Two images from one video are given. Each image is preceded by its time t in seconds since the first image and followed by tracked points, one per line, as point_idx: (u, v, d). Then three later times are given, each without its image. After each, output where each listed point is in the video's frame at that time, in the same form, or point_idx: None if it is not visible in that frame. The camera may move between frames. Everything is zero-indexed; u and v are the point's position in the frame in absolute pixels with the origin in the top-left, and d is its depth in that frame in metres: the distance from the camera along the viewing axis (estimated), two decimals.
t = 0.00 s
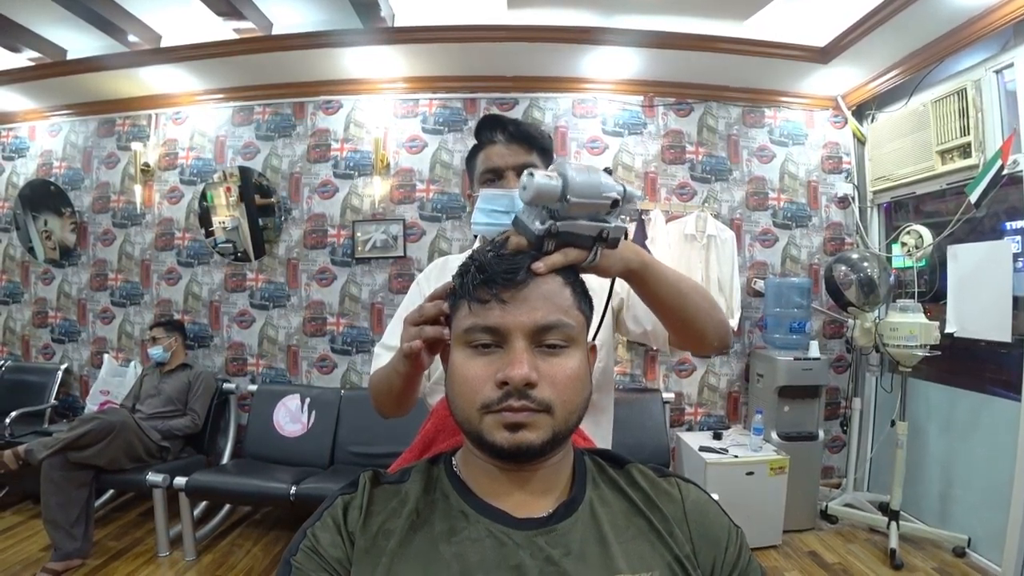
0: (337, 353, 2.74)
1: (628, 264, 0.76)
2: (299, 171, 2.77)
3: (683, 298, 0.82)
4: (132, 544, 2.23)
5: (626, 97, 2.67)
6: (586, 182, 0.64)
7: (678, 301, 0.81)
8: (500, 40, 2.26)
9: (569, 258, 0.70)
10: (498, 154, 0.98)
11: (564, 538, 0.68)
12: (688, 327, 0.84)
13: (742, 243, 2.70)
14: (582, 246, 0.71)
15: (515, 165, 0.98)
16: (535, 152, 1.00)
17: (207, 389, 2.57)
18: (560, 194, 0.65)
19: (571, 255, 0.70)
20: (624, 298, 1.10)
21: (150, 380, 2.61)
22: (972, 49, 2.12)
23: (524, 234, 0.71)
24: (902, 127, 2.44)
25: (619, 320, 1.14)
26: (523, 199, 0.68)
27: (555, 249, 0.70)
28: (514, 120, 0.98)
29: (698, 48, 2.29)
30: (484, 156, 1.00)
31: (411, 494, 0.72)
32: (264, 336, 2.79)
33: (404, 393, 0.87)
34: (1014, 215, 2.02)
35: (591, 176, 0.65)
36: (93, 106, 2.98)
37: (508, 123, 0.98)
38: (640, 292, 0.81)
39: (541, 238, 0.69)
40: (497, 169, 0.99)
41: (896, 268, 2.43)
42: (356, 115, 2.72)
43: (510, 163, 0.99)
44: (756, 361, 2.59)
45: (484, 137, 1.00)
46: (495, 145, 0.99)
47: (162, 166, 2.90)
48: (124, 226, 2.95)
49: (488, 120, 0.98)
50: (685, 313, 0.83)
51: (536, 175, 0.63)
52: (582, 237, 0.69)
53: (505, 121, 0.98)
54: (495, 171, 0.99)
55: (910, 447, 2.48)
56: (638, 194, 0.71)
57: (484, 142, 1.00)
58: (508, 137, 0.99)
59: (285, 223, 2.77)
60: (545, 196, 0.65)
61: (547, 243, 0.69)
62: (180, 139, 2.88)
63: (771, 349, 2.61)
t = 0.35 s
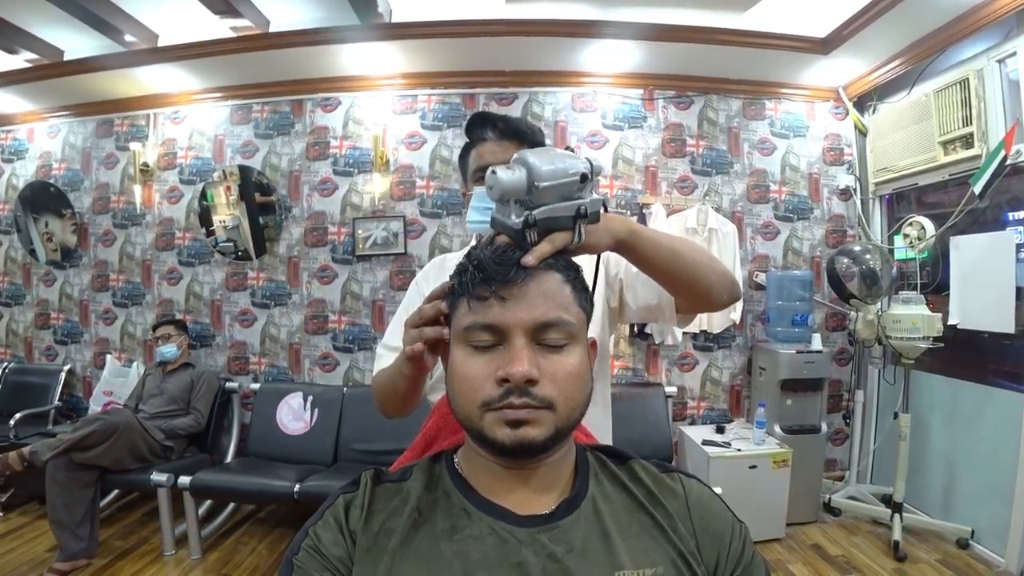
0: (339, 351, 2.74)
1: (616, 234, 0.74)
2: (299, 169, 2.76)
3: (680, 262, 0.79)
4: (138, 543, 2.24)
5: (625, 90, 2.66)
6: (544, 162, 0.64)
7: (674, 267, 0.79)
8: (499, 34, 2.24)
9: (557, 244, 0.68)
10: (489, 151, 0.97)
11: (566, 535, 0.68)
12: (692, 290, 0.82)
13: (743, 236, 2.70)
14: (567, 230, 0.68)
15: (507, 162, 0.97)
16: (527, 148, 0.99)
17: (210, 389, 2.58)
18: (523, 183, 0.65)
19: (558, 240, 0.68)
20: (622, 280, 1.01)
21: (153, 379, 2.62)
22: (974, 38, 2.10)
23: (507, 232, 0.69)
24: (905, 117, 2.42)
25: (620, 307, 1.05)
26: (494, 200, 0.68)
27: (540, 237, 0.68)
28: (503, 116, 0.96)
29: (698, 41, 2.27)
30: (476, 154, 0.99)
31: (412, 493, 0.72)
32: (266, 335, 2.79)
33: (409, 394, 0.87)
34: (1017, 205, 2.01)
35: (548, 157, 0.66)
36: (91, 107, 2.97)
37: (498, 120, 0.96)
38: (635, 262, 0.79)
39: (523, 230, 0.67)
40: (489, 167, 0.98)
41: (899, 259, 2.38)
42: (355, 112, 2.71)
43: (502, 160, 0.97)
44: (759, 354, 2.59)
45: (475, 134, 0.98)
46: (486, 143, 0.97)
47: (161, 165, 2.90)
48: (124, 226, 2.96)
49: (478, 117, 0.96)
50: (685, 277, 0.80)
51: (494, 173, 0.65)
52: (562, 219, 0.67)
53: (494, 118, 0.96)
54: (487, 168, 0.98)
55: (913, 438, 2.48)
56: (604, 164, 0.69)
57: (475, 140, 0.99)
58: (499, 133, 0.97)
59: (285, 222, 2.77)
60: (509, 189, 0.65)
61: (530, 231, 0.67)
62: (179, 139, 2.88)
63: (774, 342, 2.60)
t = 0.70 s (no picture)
0: (341, 346, 2.75)
1: (592, 204, 0.73)
2: (299, 164, 2.76)
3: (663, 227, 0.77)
4: (142, 537, 2.26)
5: (627, 84, 2.64)
6: (497, 154, 0.64)
7: (662, 232, 0.77)
8: (499, 28, 2.22)
9: (538, 231, 0.67)
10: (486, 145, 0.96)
11: (566, 531, 0.68)
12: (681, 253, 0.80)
13: (745, 230, 2.68)
14: (541, 215, 0.68)
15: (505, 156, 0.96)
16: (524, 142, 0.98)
17: (212, 384, 2.59)
18: (485, 181, 0.63)
19: (537, 227, 0.67)
20: (614, 263, 0.98)
21: (155, 375, 2.63)
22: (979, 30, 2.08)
23: (484, 234, 0.67)
24: (910, 111, 2.40)
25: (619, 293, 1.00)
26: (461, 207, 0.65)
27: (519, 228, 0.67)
28: (501, 110, 0.95)
29: (700, 34, 2.25)
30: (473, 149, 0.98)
31: (411, 488, 0.72)
32: (268, 330, 2.80)
33: (411, 391, 0.87)
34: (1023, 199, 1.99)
35: (499, 149, 0.65)
36: (92, 103, 2.97)
37: (495, 114, 0.95)
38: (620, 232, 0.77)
39: (501, 226, 0.66)
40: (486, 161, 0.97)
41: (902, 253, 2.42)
42: (355, 106, 2.70)
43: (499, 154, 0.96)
44: (761, 349, 2.58)
45: (472, 128, 0.97)
46: (483, 137, 0.96)
47: (162, 161, 2.90)
48: (126, 222, 2.96)
49: (474, 110, 0.95)
50: (672, 241, 0.78)
51: (456, 180, 0.62)
52: (534, 204, 0.66)
53: (492, 112, 0.95)
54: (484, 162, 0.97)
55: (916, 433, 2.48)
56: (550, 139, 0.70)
57: (472, 134, 0.98)
58: (495, 127, 0.96)
59: (286, 217, 2.77)
60: (475, 191, 0.63)
61: (508, 223, 0.66)
62: (180, 134, 2.87)
63: (776, 337, 2.59)
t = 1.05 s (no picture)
0: (343, 344, 2.76)
1: (563, 185, 0.74)
2: (301, 163, 2.76)
3: (643, 204, 0.76)
4: (146, 535, 2.27)
5: (628, 81, 2.64)
6: (454, 169, 0.65)
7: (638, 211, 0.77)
8: (500, 25, 2.22)
9: (517, 224, 0.67)
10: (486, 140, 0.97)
11: (570, 524, 0.68)
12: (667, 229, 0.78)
13: (747, 226, 2.68)
14: (515, 209, 0.68)
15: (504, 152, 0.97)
16: (524, 137, 0.98)
17: (216, 383, 2.60)
18: (448, 196, 0.64)
19: (515, 221, 0.67)
20: (608, 252, 0.95)
21: (159, 373, 2.64)
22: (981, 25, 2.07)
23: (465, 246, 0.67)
24: (912, 106, 2.39)
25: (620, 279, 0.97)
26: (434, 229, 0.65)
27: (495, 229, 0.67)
28: (501, 107, 0.95)
29: (701, 30, 2.25)
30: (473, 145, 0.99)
31: (415, 483, 0.72)
32: (270, 328, 2.81)
33: (416, 389, 0.87)
34: None
35: (453, 164, 0.66)
36: (94, 102, 2.98)
37: (495, 110, 0.96)
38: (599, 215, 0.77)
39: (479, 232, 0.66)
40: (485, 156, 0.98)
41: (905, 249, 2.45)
42: (356, 104, 2.71)
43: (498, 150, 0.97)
44: (763, 345, 2.58)
45: (473, 125, 0.99)
46: (483, 133, 0.97)
47: (164, 160, 2.90)
48: (128, 221, 2.97)
49: (474, 107, 0.96)
50: (654, 217, 0.77)
51: (422, 203, 0.62)
52: (503, 201, 0.67)
53: (492, 108, 0.96)
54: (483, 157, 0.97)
55: (919, 429, 2.47)
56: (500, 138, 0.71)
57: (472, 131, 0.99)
58: (496, 124, 0.96)
59: (288, 216, 2.78)
60: (443, 208, 0.63)
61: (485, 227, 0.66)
62: (181, 134, 2.88)
63: (778, 333, 2.59)
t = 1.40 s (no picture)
0: (343, 341, 2.76)
1: (537, 180, 0.73)
2: (301, 160, 2.75)
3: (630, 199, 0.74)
4: (144, 532, 2.27)
5: (628, 80, 2.63)
6: (424, 190, 0.64)
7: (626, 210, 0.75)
8: (501, 23, 2.22)
9: (498, 230, 0.68)
10: (487, 138, 0.97)
11: (567, 524, 0.68)
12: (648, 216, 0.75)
13: (747, 226, 2.68)
14: (493, 215, 0.69)
15: (504, 150, 0.97)
16: (524, 136, 0.98)
17: (215, 380, 2.60)
18: (424, 221, 0.64)
19: (496, 227, 0.68)
20: (602, 247, 0.95)
21: (158, 370, 2.64)
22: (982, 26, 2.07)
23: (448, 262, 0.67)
24: (913, 106, 2.39)
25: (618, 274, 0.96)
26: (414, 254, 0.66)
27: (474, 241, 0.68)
28: (502, 104, 0.95)
29: (702, 29, 2.24)
30: (473, 141, 0.98)
31: (414, 482, 0.72)
32: (270, 326, 2.80)
33: (418, 390, 0.86)
34: None
35: (422, 185, 0.65)
36: (93, 98, 2.97)
37: (496, 107, 0.96)
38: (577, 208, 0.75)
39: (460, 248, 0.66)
40: (485, 153, 0.97)
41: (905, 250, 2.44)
42: (356, 102, 2.70)
43: (498, 147, 0.97)
44: (762, 345, 2.58)
45: (473, 121, 0.98)
46: (484, 130, 0.97)
47: (163, 157, 2.90)
48: (128, 218, 2.96)
49: (475, 104, 0.96)
50: (640, 210, 0.75)
51: (399, 234, 0.63)
52: (479, 211, 0.68)
53: (493, 106, 0.96)
54: (483, 154, 0.97)
55: (918, 430, 2.47)
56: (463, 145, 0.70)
57: (473, 127, 0.98)
58: (497, 121, 0.96)
59: (287, 213, 2.77)
60: (421, 235, 0.63)
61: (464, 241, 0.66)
62: (181, 130, 2.87)
63: (777, 332, 2.59)
